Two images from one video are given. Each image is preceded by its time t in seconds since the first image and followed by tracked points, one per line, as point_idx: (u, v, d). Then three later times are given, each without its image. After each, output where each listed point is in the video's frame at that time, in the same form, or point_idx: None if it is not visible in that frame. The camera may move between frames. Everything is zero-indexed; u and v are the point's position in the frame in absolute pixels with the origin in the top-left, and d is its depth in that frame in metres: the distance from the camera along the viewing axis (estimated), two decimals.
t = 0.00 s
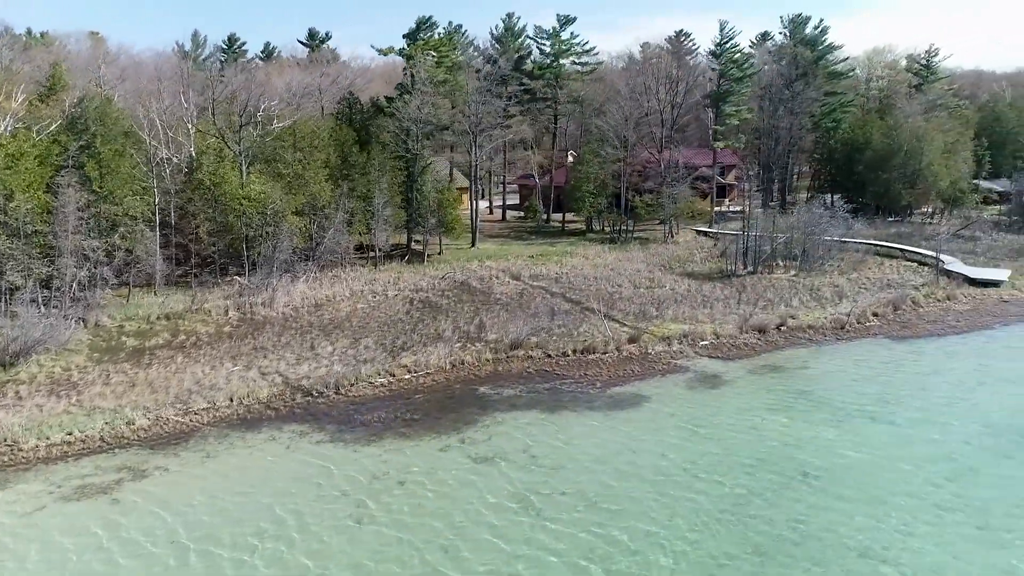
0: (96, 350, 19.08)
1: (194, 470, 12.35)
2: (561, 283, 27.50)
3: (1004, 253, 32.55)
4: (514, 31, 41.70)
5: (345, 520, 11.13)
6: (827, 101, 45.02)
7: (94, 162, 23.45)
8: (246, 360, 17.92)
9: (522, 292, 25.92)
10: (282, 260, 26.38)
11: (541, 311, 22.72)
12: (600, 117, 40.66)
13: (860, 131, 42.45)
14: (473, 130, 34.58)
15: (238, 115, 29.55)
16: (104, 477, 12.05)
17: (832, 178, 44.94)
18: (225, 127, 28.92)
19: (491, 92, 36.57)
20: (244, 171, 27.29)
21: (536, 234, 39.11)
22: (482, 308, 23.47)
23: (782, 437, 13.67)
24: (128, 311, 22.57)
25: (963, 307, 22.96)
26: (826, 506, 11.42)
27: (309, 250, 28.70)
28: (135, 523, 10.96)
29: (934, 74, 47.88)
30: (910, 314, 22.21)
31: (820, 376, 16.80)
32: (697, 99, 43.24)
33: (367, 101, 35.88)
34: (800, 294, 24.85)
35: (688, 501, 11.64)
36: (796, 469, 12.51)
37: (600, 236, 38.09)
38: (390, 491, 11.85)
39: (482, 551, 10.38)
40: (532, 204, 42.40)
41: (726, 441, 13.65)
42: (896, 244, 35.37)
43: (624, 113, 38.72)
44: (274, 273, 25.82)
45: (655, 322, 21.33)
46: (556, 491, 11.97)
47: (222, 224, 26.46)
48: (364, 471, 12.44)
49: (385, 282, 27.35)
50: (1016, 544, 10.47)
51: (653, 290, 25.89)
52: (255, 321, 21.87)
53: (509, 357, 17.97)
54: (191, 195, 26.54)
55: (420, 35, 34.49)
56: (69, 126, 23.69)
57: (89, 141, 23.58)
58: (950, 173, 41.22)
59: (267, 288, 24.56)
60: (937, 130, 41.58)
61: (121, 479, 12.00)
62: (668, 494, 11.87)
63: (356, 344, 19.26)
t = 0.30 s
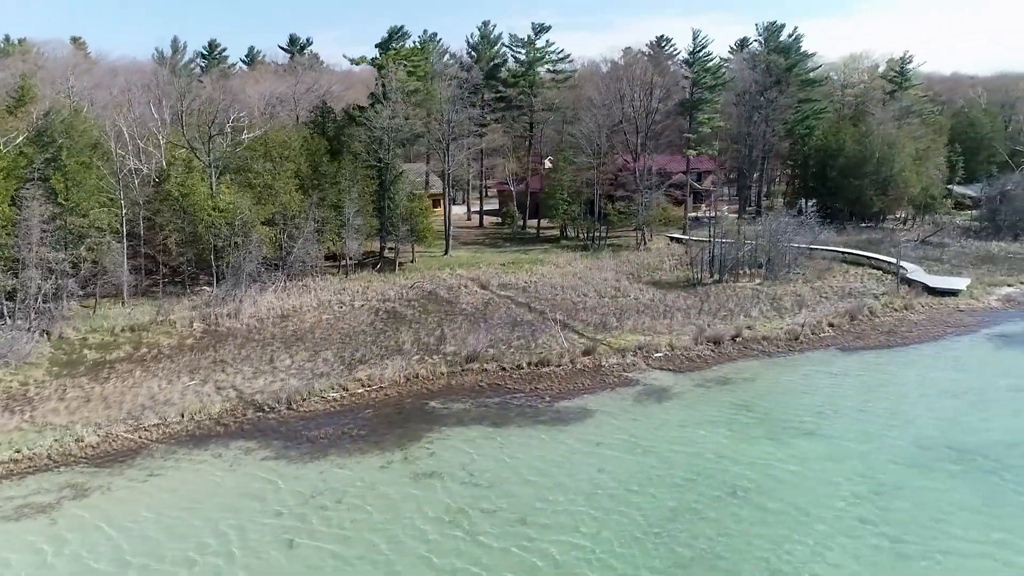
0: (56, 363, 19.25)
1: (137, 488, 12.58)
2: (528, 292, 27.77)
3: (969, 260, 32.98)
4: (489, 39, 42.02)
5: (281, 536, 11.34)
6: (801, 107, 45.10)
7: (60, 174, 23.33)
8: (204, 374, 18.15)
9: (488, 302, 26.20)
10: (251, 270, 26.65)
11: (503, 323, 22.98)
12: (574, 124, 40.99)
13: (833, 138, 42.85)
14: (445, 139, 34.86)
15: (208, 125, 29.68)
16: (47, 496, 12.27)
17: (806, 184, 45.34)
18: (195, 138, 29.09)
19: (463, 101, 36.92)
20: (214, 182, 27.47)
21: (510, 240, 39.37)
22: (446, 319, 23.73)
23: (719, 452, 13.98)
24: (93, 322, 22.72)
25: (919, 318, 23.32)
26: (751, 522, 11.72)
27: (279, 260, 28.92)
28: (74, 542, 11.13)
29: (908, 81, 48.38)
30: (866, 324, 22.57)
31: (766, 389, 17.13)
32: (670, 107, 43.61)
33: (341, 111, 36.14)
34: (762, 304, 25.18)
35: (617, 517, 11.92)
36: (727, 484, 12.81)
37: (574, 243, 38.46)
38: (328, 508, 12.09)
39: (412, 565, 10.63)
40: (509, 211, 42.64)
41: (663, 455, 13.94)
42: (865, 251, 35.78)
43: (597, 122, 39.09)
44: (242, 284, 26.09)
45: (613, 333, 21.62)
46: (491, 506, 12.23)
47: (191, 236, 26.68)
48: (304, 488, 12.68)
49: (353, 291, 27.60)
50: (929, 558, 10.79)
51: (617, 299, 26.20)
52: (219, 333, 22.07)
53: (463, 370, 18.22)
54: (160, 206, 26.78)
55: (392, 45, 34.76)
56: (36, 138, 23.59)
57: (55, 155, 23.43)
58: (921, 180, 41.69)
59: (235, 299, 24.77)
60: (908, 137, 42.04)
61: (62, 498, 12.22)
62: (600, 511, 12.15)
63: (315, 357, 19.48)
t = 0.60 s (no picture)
0: (18, 370, 19.37)
1: (84, 495, 12.79)
2: (498, 297, 27.98)
3: (938, 264, 33.31)
4: (466, 44, 42.29)
5: (220, 542, 11.55)
6: (778, 111, 45.42)
7: (27, 181, 23.32)
8: (163, 380, 18.30)
9: (457, 306, 26.39)
10: (221, 275, 26.87)
11: (468, 328, 23.18)
12: (550, 128, 41.24)
13: (809, 142, 43.15)
14: (419, 143, 35.08)
15: (180, 130, 29.82)
16: None
17: (783, 188, 45.66)
18: (167, 144, 29.23)
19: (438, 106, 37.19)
20: (186, 188, 27.61)
21: (487, 244, 39.59)
22: (412, 324, 23.93)
23: (662, 457, 14.23)
24: (59, 328, 22.82)
25: (879, 322, 23.58)
26: (684, 526, 11.97)
27: (250, 265, 29.08)
28: (18, 547, 11.33)
29: (885, 85, 48.76)
30: (826, 328, 22.85)
31: (717, 395, 17.38)
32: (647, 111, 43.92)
33: (316, 116, 36.36)
34: (727, 308, 25.43)
35: (552, 522, 12.16)
36: (664, 489, 13.06)
37: (549, 246, 38.72)
38: (269, 514, 12.31)
39: (345, 569, 10.85)
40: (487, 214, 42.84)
41: (606, 461, 14.18)
42: (837, 254, 36.08)
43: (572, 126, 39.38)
44: (213, 289, 26.29)
45: (575, 338, 21.84)
46: (430, 512, 12.46)
47: (161, 242, 26.85)
48: (249, 494, 12.90)
49: (324, 295, 27.79)
50: (852, 561, 11.05)
51: (584, 304, 26.42)
52: (184, 339, 22.23)
53: (421, 376, 18.42)
54: (130, 212, 26.95)
55: (366, 50, 35.00)
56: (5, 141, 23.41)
57: (23, 162, 23.39)
58: (896, 183, 42.03)
59: (204, 305, 24.93)
60: (883, 141, 42.37)
61: (8, 505, 12.41)
62: (537, 516, 12.39)
63: (276, 363, 19.65)
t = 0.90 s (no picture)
0: None
1: (29, 493, 12.97)
2: (468, 297, 28.23)
3: (908, 264, 33.66)
4: (445, 45, 42.53)
5: (158, 540, 11.74)
6: (755, 113, 45.75)
7: None
8: (122, 381, 18.48)
9: (425, 307, 26.59)
10: (192, 276, 27.10)
11: (432, 329, 23.42)
12: (528, 129, 41.51)
13: (786, 143, 43.47)
14: (395, 145, 35.31)
15: (152, 132, 29.93)
16: None
17: (760, 189, 46.01)
18: (139, 146, 29.34)
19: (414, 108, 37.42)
20: (158, 190, 27.69)
21: (465, 244, 39.86)
22: (378, 324, 24.15)
23: (605, 456, 14.50)
24: (26, 330, 22.97)
25: (841, 322, 23.85)
26: (616, 526, 12.20)
27: (222, 266, 29.25)
28: None
29: (863, 87, 49.10)
30: (786, 329, 23.14)
31: (668, 395, 17.64)
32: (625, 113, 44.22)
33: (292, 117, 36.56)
34: (691, 309, 25.70)
35: (490, 520, 12.40)
36: (602, 487, 13.33)
37: (526, 247, 38.95)
38: (210, 512, 12.49)
39: (280, 566, 11.08)
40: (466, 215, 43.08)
41: (550, 461, 14.41)
42: (810, 255, 36.36)
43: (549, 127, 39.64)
44: (182, 290, 26.48)
45: (537, 339, 22.07)
46: (370, 510, 12.68)
47: (132, 244, 26.98)
48: (193, 492, 13.11)
49: (295, 296, 28.02)
50: (775, 556, 11.33)
51: (552, 304, 26.65)
52: (150, 340, 22.40)
53: (378, 376, 18.63)
54: (101, 214, 27.07)
55: (341, 53, 35.24)
56: None
57: None
58: (871, 184, 42.34)
59: (174, 305, 25.13)
60: (860, 142, 42.66)
61: None
62: (475, 514, 12.61)
63: (237, 363, 19.86)
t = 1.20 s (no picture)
0: None
1: None
2: (438, 296, 28.39)
3: (880, 264, 33.91)
4: (423, 46, 42.72)
5: (96, 537, 11.88)
6: (733, 114, 45.96)
7: None
8: (81, 381, 18.63)
9: (393, 307, 26.76)
10: (163, 277, 27.22)
11: (397, 328, 23.59)
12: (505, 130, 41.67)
13: (764, 144, 43.67)
14: (370, 145, 35.46)
15: (123, 133, 30.02)
16: None
17: (739, 189, 46.25)
18: (110, 146, 29.42)
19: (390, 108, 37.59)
20: (129, 192, 27.84)
21: (443, 244, 40.03)
22: (344, 324, 24.30)
23: (549, 455, 14.70)
24: None
25: (803, 322, 24.06)
26: (553, 525, 12.39)
27: (194, 267, 29.40)
28: None
29: (843, 87, 49.43)
30: (747, 328, 23.36)
31: (620, 394, 17.83)
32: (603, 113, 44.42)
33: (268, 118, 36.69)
34: (657, 308, 25.90)
35: (428, 518, 12.57)
36: (541, 486, 13.53)
37: (503, 247, 39.15)
38: (150, 510, 12.64)
39: (215, 562, 11.27)
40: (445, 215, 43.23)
41: (494, 460, 14.58)
42: (784, 255, 36.59)
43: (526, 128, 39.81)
44: (152, 291, 26.65)
45: (499, 338, 22.25)
46: (309, 508, 12.85)
47: (103, 245, 27.11)
48: (137, 490, 13.28)
49: (265, 296, 28.19)
50: (701, 553, 11.55)
51: (520, 304, 26.83)
52: (115, 340, 22.54)
53: (335, 376, 18.80)
54: (71, 216, 27.19)
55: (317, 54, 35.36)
56: None
57: None
58: (847, 185, 42.61)
59: (142, 306, 25.28)
60: (837, 142, 42.90)
61: None
62: (414, 510, 12.81)
63: (198, 363, 20.02)
